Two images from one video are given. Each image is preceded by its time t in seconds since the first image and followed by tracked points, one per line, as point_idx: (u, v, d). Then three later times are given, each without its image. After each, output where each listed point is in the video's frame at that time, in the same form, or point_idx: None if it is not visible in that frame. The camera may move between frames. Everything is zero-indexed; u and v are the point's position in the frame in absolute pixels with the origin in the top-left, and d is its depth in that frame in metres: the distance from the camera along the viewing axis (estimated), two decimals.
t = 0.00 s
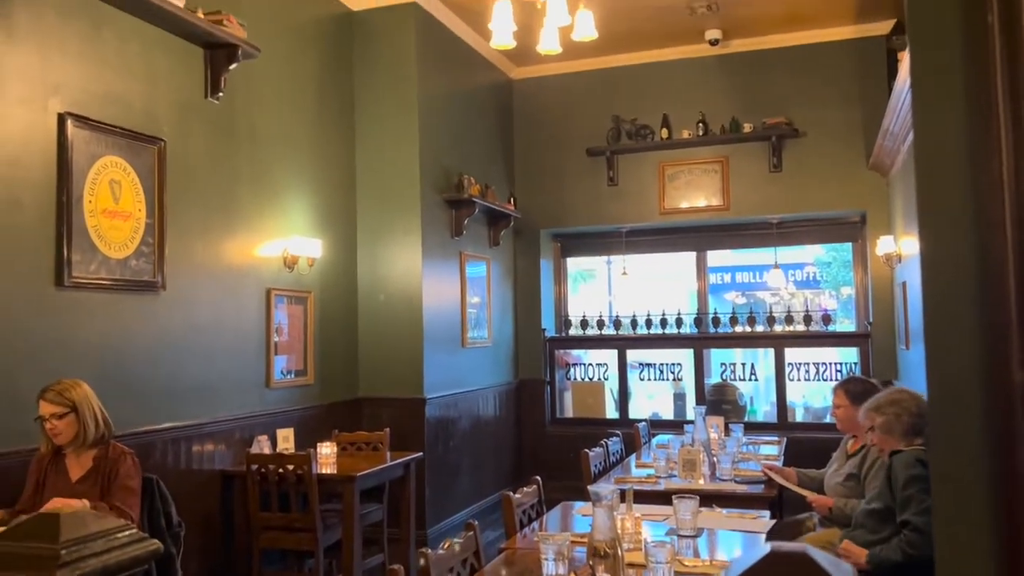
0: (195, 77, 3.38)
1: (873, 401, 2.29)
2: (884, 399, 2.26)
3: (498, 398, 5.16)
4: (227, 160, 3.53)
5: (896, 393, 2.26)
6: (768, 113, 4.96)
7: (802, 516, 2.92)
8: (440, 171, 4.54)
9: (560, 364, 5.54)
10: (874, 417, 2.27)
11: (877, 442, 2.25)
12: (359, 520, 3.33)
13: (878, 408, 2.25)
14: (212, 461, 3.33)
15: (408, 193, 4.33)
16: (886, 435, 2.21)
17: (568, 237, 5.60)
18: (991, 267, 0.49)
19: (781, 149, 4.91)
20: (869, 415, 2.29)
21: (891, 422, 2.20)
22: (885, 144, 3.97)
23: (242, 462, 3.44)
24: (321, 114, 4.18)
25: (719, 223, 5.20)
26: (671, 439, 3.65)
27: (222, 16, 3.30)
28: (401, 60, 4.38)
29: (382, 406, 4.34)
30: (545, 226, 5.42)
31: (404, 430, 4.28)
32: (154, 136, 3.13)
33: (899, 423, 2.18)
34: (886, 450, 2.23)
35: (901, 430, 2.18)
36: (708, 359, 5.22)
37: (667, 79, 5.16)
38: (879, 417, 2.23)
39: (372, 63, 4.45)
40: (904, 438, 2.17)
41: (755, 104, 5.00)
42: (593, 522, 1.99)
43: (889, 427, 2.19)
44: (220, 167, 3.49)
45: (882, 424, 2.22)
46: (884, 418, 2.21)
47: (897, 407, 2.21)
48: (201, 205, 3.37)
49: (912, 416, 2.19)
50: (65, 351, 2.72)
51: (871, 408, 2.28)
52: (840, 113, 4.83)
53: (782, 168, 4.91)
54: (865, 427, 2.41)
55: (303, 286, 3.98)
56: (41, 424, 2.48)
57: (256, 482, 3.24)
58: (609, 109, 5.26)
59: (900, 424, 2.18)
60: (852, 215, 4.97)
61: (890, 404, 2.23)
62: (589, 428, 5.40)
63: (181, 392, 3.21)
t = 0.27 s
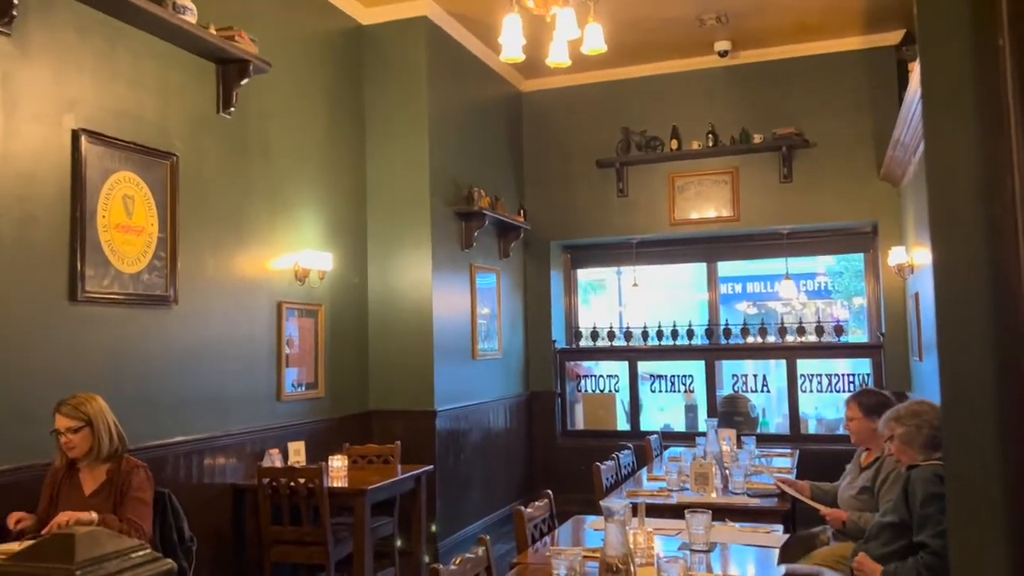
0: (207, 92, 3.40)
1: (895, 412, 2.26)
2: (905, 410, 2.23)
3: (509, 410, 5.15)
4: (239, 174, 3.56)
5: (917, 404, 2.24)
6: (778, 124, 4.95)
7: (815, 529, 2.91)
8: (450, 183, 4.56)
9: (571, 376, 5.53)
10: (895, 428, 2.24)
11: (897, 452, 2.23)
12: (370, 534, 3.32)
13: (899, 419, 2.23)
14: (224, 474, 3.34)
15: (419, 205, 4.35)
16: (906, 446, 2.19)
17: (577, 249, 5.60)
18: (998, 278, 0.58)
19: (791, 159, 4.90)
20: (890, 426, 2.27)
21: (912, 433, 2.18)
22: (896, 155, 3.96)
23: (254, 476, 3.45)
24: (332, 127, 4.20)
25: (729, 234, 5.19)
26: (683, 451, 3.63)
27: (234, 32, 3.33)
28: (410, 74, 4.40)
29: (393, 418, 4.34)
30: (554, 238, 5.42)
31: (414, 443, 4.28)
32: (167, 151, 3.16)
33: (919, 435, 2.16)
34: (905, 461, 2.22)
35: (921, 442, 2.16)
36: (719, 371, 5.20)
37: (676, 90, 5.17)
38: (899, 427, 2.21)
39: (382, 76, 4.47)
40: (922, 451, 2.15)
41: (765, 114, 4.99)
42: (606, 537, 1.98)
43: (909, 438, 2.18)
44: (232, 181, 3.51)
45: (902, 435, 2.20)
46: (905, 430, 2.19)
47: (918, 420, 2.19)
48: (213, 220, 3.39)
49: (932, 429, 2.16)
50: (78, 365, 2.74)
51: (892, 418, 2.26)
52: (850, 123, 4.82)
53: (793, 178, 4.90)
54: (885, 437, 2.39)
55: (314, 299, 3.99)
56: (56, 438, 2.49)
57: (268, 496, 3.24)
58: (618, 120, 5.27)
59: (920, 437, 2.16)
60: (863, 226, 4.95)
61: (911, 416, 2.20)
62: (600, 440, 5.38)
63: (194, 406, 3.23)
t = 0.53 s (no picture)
0: (221, 108, 3.43)
1: (907, 425, 2.24)
2: (920, 424, 2.21)
3: (521, 423, 5.14)
4: (252, 189, 3.58)
5: (932, 418, 2.22)
6: (789, 135, 4.94)
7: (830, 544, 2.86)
8: (461, 196, 4.57)
9: (583, 388, 5.52)
10: (909, 442, 2.22)
11: (910, 466, 2.21)
12: (382, 548, 3.32)
13: (913, 433, 2.21)
14: (237, 489, 3.35)
15: (430, 218, 4.36)
16: (920, 461, 2.17)
17: (588, 261, 5.60)
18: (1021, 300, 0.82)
19: (802, 171, 4.89)
20: (903, 439, 2.25)
21: (927, 448, 2.16)
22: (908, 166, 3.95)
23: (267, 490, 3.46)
24: (345, 141, 4.23)
25: (741, 245, 5.18)
26: (696, 466, 3.62)
27: (247, 49, 3.37)
28: (421, 88, 4.43)
29: (405, 432, 4.34)
30: (565, 250, 5.42)
31: (426, 456, 4.28)
32: (181, 167, 3.18)
33: (934, 450, 2.15)
34: (919, 475, 2.20)
35: (936, 457, 2.14)
36: (732, 383, 5.18)
37: (687, 102, 5.17)
38: (914, 441, 2.19)
39: (393, 90, 4.50)
40: (938, 466, 2.14)
41: (776, 125, 4.98)
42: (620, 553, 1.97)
43: (924, 453, 2.16)
44: (245, 196, 3.53)
45: (916, 449, 2.18)
46: (919, 444, 2.17)
47: (933, 434, 2.17)
48: (226, 235, 3.41)
49: (947, 445, 2.15)
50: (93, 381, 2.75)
51: (906, 432, 2.24)
52: (861, 134, 4.81)
53: (804, 190, 4.89)
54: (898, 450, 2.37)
55: (325, 313, 4.00)
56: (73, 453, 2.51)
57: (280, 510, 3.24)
58: (628, 132, 5.27)
59: (936, 452, 2.14)
60: (876, 237, 4.93)
61: (926, 430, 2.18)
62: (613, 453, 5.36)
63: (206, 421, 3.24)
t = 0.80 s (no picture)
0: (235, 124, 3.46)
1: (924, 438, 2.22)
2: (936, 437, 2.19)
3: (534, 436, 5.13)
4: (266, 204, 3.60)
5: (949, 431, 2.19)
6: (801, 146, 4.93)
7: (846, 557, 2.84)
8: (473, 210, 4.59)
9: (596, 401, 5.51)
10: (925, 455, 2.20)
11: (928, 480, 2.20)
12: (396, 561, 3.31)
13: (930, 446, 2.18)
14: (251, 502, 3.36)
15: (442, 232, 4.38)
16: (938, 475, 2.15)
17: (601, 272, 5.60)
18: None
19: (815, 182, 4.88)
20: (919, 452, 2.23)
21: (943, 463, 2.13)
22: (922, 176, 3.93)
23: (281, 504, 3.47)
24: (358, 155, 4.25)
25: (754, 257, 5.17)
26: (710, 480, 3.60)
27: (261, 66, 3.40)
28: (433, 102, 4.45)
29: (418, 445, 4.34)
30: (577, 262, 5.42)
31: (440, 470, 4.27)
32: (196, 183, 3.21)
33: (951, 465, 2.12)
34: (936, 489, 2.18)
35: (953, 472, 2.12)
36: (746, 396, 5.16)
37: (698, 114, 5.17)
38: (930, 456, 2.16)
39: (405, 104, 4.53)
40: (955, 481, 2.12)
41: (788, 137, 4.98)
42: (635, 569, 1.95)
43: (941, 467, 2.13)
44: (259, 211, 3.56)
45: (933, 464, 2.16)
46: (936, 458, 2.15)
47: (949, 449, 2.14)
48: (240, 250, 3.43)
49: (963, 459, 2.12)
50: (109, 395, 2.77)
51: (922, 444, 2.21)
52: (874, 145, 4.79)
53: (817, 201, 4.87)
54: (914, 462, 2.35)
55: (339, 327, 4.01)
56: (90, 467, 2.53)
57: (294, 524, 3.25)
58: (640, 145, 5.28)
59: (953, 467, 2.11)
60: (890, 248, 4.90)
61: (942, 445, 2.15)
62: (626, 465, 5.34)
63: (221, 435, 3.25)
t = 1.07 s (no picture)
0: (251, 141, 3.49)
1: (939, 451, 2.20)
2: (951, 449, 2.17)
3: (547, 449, 5.11)
4: (280, 219, 3.62)
5: (964, 443, 2.17)
6: (814, 157, 4.92)
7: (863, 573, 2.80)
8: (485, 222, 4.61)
9: (609, 414, 5.49)
10: (941, 468, 2.18)
11: (942, 493, 2.17)
12: None
13: (946, 459, 2.16)
14: (266, 517, 3.36)
15: (455, 245, 4.39)
16: (952, 489, 2.13)
17: (613, 284, 5.59)
18: None
19: (828, 193, 4.86)
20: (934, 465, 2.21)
21: (960, 476, 2.12)
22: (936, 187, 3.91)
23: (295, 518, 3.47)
24: (370, 169, 4.27)
25: (767, 269, 5.15)
26: (725, 494, 3.58)
27: (276, 83, 3.44)
28: (445, 116, 4.47)
29: (432, 459, 4.33)
30: (590, 274, 5.41)
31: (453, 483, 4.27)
32: (212, 198, 3.24)
33: (967, 479, 2.10)
34: (949, 503, 2.16)
35: (969, 485, 2.10)
36: (760, 408, 5.13)
37: (710, 126, 5.17)
38: (946, 468, 2.15)
39: (417, 118, 4.55)
40: (970, 495, 2.10)
41: (800, 147, 4.97)
42: None
43: (957, 481, 2.12)
44: (273, 226, 3.58)
45: (948, 477, 2.14)
46: (952, 471, 2.13)
47: (966, 462, 2.12)
48: (254, 265, 3.46)
49: (980, 473, 2.10)
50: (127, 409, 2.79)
51: (938, 456, 2.20)
52: (887, 155, 4.78)
53: (830, 213, 4.86)
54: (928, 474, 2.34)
55: (353, 340, 4.03)
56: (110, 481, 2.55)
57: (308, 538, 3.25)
58: (652, 156, 5.28)
59: (970, 480, 2.10)
60: (905, 259, 4.87)
61: (959, 458, 2.14)
62: (640, 479, 5.32)
63: (235, 449, 3.26)
